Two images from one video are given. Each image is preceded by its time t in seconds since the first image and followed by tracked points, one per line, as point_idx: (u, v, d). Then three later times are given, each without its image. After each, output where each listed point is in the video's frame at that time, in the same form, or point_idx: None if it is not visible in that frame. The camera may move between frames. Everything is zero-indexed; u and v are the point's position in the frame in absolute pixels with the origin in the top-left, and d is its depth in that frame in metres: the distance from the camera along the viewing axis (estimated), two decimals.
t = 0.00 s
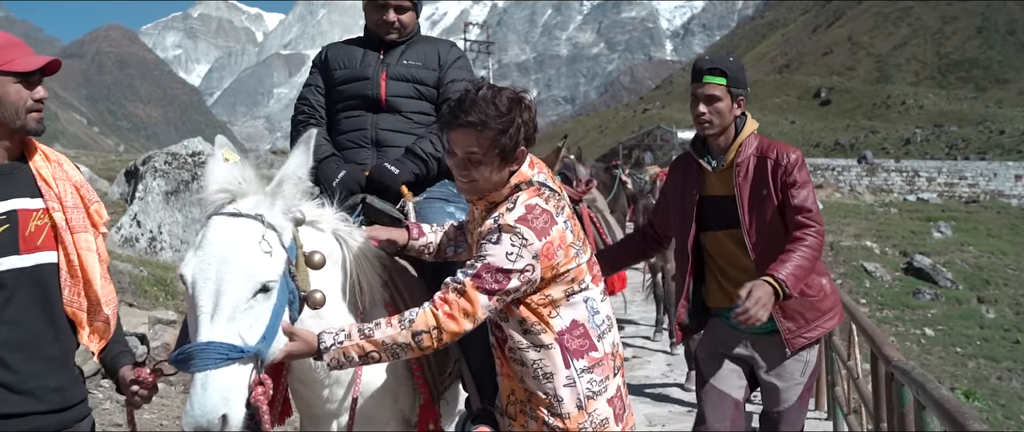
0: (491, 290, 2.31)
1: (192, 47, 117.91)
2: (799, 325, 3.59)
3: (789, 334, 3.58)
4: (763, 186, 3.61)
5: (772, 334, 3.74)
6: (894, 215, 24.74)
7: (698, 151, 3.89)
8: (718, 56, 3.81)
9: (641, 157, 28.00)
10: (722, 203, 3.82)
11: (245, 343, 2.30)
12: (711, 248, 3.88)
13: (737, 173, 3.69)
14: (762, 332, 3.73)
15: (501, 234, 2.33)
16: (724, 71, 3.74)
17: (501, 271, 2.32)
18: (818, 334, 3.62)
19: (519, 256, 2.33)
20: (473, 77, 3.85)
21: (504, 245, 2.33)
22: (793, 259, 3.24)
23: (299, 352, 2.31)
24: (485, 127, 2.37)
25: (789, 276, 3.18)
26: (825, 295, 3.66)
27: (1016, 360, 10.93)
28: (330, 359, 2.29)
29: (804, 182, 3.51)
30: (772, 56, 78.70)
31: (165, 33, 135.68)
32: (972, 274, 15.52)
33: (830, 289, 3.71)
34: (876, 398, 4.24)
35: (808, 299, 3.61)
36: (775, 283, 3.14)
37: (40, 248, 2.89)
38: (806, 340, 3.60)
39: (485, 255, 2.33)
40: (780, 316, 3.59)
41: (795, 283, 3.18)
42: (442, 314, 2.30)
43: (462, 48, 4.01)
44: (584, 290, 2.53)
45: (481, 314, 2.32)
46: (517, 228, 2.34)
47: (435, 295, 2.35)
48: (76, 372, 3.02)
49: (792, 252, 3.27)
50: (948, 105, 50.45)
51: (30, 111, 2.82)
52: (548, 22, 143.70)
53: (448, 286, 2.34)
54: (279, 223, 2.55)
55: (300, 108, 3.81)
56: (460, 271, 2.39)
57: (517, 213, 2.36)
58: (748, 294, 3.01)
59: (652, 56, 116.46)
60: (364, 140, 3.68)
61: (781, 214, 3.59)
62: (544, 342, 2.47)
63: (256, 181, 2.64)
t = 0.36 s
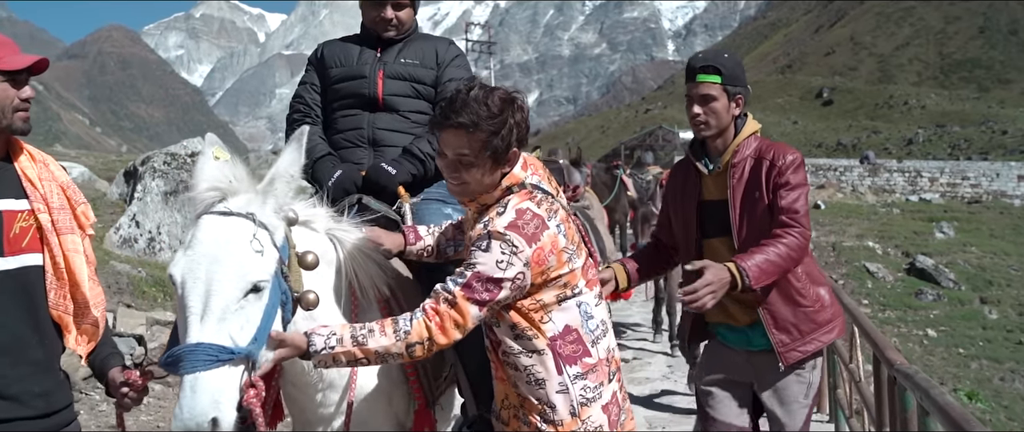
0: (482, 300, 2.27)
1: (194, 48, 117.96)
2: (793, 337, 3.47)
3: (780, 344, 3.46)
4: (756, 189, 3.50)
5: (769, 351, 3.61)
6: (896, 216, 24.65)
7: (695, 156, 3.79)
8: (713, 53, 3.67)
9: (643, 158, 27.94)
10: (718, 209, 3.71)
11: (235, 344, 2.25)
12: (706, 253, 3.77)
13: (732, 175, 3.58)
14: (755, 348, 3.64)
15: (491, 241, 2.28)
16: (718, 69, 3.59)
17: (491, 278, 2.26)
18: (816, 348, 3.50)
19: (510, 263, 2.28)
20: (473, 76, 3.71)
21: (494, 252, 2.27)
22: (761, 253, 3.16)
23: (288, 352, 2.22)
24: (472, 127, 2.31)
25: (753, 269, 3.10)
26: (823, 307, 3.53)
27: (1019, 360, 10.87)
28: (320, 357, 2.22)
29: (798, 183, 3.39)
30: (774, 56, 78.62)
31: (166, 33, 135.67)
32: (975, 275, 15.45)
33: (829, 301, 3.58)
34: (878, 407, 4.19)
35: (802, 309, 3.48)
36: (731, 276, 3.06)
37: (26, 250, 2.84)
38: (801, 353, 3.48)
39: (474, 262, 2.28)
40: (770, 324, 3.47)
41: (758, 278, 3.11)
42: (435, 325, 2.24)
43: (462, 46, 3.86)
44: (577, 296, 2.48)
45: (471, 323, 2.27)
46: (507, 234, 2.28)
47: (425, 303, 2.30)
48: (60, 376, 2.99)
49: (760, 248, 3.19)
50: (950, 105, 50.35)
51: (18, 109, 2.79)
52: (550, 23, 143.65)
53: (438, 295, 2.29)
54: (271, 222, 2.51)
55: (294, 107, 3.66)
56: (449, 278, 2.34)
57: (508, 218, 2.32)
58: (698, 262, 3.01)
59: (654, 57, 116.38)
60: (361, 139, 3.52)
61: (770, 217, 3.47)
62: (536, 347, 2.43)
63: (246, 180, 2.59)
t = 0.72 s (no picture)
0: (468, 303, 2.21)
1: (196, 48, 117.89)
2: (790, 357, 3.26)
3: (777, 365, 3.25)
4: (743, 202, 3.32)
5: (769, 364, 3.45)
6: (898, 216, 24.55)
7: (690, 167, 3.63)
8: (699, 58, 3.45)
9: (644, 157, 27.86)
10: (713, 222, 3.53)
11: (224, 346, 2.21)
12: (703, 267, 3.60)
13: (722, 189, 3.42)
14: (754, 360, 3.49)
15: (477, 244, 2.23)
16: (704, 74, 3.38)
17: (477, 282, 2.22)
18: (814, 368, 3.28)
19: (496, 266, 2.23)
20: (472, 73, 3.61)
21: (480, 255, 2.23)
22: (732, 260, 2.96)
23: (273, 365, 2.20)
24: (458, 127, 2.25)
25: (719, 278, 2.89)
26: (818, 326, 3.32)
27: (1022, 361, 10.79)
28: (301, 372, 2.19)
29: (785, 193, 3.19)
30: (776, 56, 78.52)
31: (169, 33, 135.65)
32: (977, 275, 15.37)
33: (828, 319, 3.37)
34: (882, 405, 4.13)
35: (796, 325, 3.28)
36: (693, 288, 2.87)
37: (11, 250, 2.79)
38: (799, 375, 3.26)
39: (460, 266, 2.23)
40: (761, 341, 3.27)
41: (726, 290, 2.91)
42: (419, 332, 2.19)
43: (459, 43, 3.76)
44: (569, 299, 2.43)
45: (457, 328, 2.22)
46: (494, 237, 2.23)
47: (411, 309, 2.25)
48: (46, 380, 2.95)
49: (732, 256, 2.98)
50: (952, 104, 50.24)
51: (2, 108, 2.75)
52: (552, 23, 143.51)
53: (423, 300, 2.23)
54: (264, 222, 2.46)
55: (289, 104, 3.56)
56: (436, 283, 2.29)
57: (494, 222, 2.26)
58: (659, 263, 2.81)
59: (656, 56, 116.24)
60: (357, 137, 3.41)
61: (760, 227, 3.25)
62: (527, 352, 2.39)
63: (237, 177, 2.54)
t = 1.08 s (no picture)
0: (471, 314, 2.15)
1: (197, 48, 117.54)
2: (793, 358, 3.11)
3: (777, 368, 3.12)
4: (729, 198, 3.10)
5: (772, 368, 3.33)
6: (901, 216, 24.43)
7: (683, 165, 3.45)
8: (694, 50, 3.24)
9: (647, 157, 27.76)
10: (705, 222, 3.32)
11: (217, 350, 2.11)
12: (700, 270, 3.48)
13: (712, 185, 3.21)
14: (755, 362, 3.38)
15: (475, 250, 2.16)
16: (699, 68, 3.18)
17: (479, 291, 2.15)
18: (822, 368, 3.12)
19: (496, 273, 2.16)
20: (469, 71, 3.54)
21: (478, 261, 2.16)
22: (709, 250, 2.69)
23: (283, 362, 2.21)
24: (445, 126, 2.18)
25: (695, 271, 2.64)
26: (822, 323, 3.14)
27: None
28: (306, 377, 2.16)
29: (773, 185, 2.96)
30: (778, 56, 78.36)
31: (170, 34, 135.27)
32: (981, 275, 15.28)
33: (834, 315, 3.18)
34: (886, 409, 4.07)
35: (797, 325, 3.10)
36: (654, 289, 2.58)
37: None
38: (805, 377, 3.11)
39: (458, 274, 2.17)
40: (760, 343, 3.12)
41: (701, 279, 2.65)
42: (428, 349, 2.14)
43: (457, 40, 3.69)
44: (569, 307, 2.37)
45: (464, 344, 2.16)
46: (491, 243, 2.16)
47: (413, 324, 2.19)
48: (28, 384, 2.89)
49: (709, 246, 2.72)
50: (955, 104, 50.11)
51: None
52: (554, 24, 143.21)
53: (425, 315, 2.18)
54: (254, 220, 2.34)
55: (282, 100, 3.47)
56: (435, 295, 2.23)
57: (490, 225, 2.19)
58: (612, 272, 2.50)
59: (658, 56, 115.97)
60: (352, 135, 3.34)
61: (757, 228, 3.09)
62: (526, 358, 2.32)
63: (227, 175, 2.44)
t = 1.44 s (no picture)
0: (463, 315, 2.08)
1: (200, 48, 117.38)
2: (798, 371, 2.96)
3: (781, 380, 2.97)
4: (737, 197, 2.93)
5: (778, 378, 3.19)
6: (903, 216, 24.33)
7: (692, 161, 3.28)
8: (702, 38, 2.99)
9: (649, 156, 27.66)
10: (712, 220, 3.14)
11: (208, 349, 1.97)
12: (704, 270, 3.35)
13: (721, 184, 3.02)
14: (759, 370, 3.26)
15: (471, 250, 2.09)
16: (709, 59, 2.93)
17: (473, 290, 2.08)
18: (829, 378, 2.96)
19: (492, 272, 2.08)
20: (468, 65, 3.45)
21: (474, 260, 2.08)
22: (705, 260, 2.54)
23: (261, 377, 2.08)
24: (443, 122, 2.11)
25: (686, 282, 2.49)
26: (832, 335, 2.96)
27: None
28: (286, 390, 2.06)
29: (786, 188, 2.77)
30: (781, 56, 78.20)
31: (172, 34, 135.15)
32: (985, 275, 15.19)
33: (847, 326, 2.99)
34: (894, 413, 3.99)
35: (804, 336, 2.94)
36: (640, 295, 2.39)
37: None
38: (810, 390, 2.97)
39: (453, 272, 2.09)
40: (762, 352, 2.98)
41: (695, 291, 2.50)
42: (412, 346, 2.07)
43: (456, 33, 3.60)
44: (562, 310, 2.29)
45: (452, 343, 2.09)
46: (489, 241, 2.09)
47: (402, 323, 2.12)
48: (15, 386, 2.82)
49: (704, 255, 2.56)
50: (958, 104, 49.98)
51: None
52: (556, 23, 143.12)
53: (414, 314, 2.10)
54: (248, 218, 2.22)
55: (277, 95, 3.39)
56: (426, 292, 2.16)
57: (488, 224, 2.12)
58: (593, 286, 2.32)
59: (660, 56, 115.82)
60: (347, 131, 3.26)
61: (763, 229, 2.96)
62: (524, 362, 2.24)
63: (222, 172, 2.30)
